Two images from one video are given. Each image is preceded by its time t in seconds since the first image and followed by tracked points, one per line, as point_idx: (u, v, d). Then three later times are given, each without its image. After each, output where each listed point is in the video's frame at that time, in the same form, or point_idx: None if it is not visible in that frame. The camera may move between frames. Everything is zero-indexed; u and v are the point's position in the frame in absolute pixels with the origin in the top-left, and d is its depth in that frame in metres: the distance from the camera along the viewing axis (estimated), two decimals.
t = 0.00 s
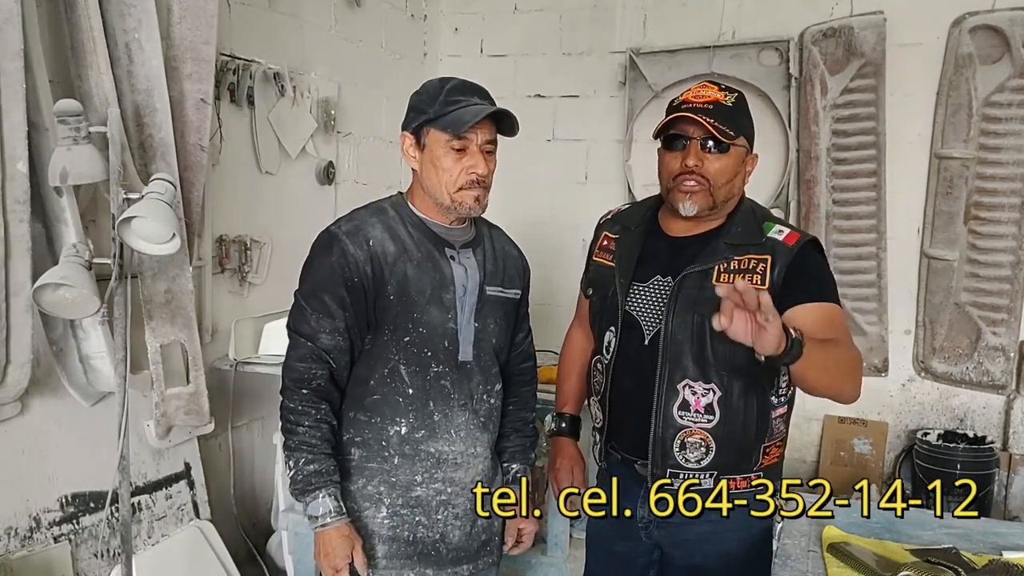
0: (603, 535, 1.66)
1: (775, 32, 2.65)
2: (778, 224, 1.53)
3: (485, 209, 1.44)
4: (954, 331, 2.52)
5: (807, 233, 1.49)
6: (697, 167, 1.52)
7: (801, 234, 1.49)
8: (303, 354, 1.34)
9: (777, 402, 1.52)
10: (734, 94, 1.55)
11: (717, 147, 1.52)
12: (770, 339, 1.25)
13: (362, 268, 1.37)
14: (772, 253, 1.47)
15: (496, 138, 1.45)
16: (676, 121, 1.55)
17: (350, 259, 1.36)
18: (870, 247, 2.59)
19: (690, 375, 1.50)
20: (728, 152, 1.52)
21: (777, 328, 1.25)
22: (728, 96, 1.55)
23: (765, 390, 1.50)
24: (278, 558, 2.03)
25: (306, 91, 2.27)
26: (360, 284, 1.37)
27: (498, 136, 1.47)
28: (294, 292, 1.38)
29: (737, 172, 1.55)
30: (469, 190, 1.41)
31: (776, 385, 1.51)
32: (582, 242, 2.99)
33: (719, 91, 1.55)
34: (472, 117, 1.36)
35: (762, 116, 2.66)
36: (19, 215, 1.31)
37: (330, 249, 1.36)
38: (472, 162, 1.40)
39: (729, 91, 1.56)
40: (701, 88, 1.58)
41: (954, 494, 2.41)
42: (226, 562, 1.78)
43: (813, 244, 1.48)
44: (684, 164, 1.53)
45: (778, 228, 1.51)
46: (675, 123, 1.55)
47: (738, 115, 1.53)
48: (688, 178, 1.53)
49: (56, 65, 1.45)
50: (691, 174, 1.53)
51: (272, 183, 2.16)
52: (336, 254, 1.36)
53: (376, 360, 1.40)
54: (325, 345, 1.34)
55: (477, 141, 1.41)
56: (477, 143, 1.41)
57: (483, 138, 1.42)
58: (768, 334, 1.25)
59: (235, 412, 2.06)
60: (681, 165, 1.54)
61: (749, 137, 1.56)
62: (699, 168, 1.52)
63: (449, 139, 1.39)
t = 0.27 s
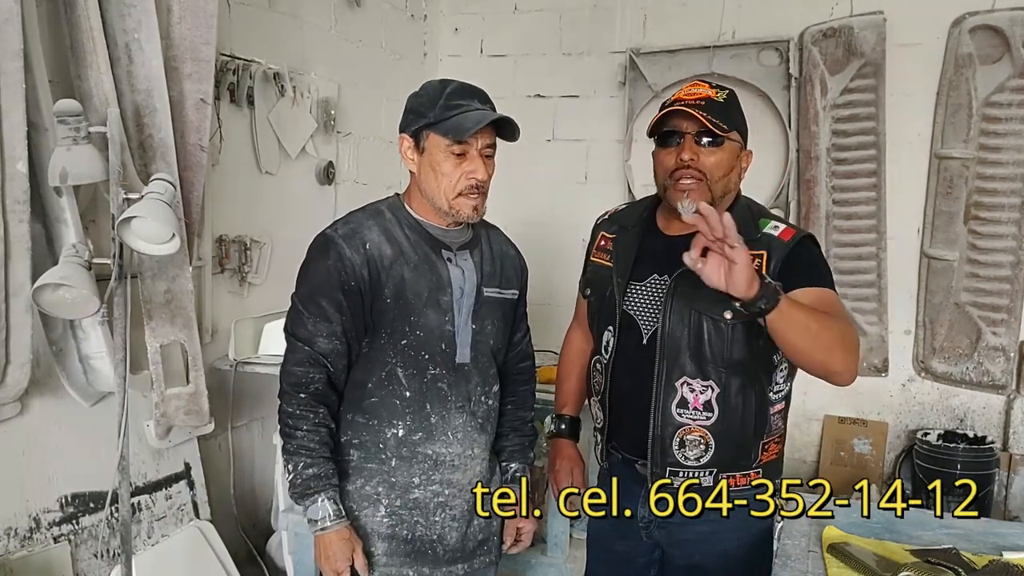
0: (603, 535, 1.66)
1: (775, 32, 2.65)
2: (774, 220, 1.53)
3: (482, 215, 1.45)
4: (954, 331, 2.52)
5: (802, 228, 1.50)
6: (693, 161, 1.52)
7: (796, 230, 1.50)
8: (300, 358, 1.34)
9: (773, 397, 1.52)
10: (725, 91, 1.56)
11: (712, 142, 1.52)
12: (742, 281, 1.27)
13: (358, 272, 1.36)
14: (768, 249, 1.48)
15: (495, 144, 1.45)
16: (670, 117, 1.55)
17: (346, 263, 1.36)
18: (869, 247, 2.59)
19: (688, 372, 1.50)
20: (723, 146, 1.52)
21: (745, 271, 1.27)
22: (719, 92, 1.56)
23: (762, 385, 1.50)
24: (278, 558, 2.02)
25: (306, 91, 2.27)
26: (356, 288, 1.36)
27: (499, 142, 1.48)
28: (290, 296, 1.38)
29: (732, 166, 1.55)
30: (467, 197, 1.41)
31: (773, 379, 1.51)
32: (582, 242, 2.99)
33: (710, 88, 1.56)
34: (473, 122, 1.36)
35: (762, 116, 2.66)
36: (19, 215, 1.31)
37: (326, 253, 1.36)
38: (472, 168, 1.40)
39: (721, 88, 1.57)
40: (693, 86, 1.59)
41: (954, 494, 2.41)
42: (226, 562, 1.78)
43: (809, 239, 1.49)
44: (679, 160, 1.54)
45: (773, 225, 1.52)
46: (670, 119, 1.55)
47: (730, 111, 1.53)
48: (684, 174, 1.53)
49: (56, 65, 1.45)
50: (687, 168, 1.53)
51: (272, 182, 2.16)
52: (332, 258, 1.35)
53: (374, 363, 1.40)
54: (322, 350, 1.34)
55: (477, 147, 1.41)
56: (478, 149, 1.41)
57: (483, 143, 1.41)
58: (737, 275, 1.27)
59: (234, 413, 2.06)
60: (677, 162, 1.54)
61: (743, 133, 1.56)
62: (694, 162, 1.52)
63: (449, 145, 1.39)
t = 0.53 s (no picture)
0: (603, 534, 1.66)
1: (775, 31, 2.65)
2: (768, 221, 1.53)
3: (473, 212, 1.44)
4: (954, 331, 2.52)
5: (798, 227, 1.50)
6: (685, 164, 1.53)
7: (791, 229, 1.49)
8: (289, 363, 1.33)
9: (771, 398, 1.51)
10: (713, 92, 1.57)
11: (703, 143, 1.52)
12: (707, 306, 1.25)
13: (347, 273, 1.35)
14: (761, 250, 1.48)
15: (484, 139, 1.45)
16: (659, 122, 1.56)
17: (334, 264, 1.34)
18: (870, 247, 2.58)
19: (685, 375, 1.50)
20: (714, 148, 1.53)
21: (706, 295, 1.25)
22: (707, 94, 1.56)
23: (760, 386, 1.49)
24: (278, 558, 1.99)
25: (305, 91, 2.27)
26: (345, 289, 1.35)
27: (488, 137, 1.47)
28: (278, 298, 1.37)
29: (725, 166, 1.55)
30: (457, 193, 1.41)
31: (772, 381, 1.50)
32: (582, 242, 2.99)
33: (698, 90, 1.57)
34: (465, 118, 1.35)
35: (762, 116, 2.65)
36: (18, 215, 1.31)
37: (314, 254, 1.34)
38: (462, 165, 1.39)
39: (708, 90, 1.57)
40: (680, 89, 1.59)
41: (954, 494, 2.41)
42: (226, 562, 1.77)
43: (804, 238, 1.48)
44: (671, 163, 1.54)
45: (768, 225, 1.52)
46: (659, 124, 1.56)
47: (717, 111, 1.54)
48: (676, 176, 1.53)
49: (56, 65, 1.45)
50: (680, 171, 1.53)
51: (272, 183, 2.16)
52: (320, 259, 1.34)
53: (365, 367, 1.39)
54: (311, 353, 1.33)
55: (466, 142, 1.40)
56: (467, 145, 1.41)
57: (472, 138, 1.41)
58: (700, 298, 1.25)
59: (234, 413, 2.05)
60: (668, 165, 1.55)
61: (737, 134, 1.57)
62: (686, 165, 1.53)
63: (438, 140, 1.38)
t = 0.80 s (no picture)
0: (603, 534, 1.66)
1: (775, 31, 2.65)
2: (771, 224, 1.53)
3: (463, 210, 1.44)
4: (954, 331, 2.52)
5: (800, 231, 1.50)
6: (660, 174, 1.52)
7: (794, 233, 1.49)
8: (278, 369, 1.31)
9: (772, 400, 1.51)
10: (706, 98, 1.53)
11: (681, 154, 1.51)
12: (706, 355, 1.30)
13: (337, 275, 1.34)
14: (764, 254, 1.48)
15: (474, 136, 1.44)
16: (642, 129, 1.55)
17: (323, 265, 1.33)
18: (870, 247, 2.58)
19: (687, 378, 1.49)
20: (695, 158, 1.50)
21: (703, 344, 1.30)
22: (699, 100, 1.53)
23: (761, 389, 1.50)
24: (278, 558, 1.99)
25: (305, 91, 2.27)
26: (335, 292, 1.34)
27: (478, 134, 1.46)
28: (262, 300, 1.34)
29: (709, 175, 1.52)
30: (448, 192, 1.40)
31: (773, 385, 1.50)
32: (582, 242, 2.99)
33: (691, 95, 1.54)
34: (457, 117, 1.33)
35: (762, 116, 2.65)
36: (18, 216, 1.31)
37: (301, 255, 1.32)
38: (452, 164, 1.39)
39: (703, 94, 1.54)
40: (676, 94, 1.57)
41: (954, 494, 2.40)
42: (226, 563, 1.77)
43: (808, 242, 1.49)
44: (648, 171, 1.54)
45: (770, 228, 1.52)
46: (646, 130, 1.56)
47: (712, 118, 1.51)
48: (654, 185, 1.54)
49: (55, 65, 1.45)
50: (656, 180, 1.53)
51: (272, 183, 2.16)
52: (308, 261, 1.32)
53: (355, 371, 1.38)
54: (302, 358, 1.31)
55: (456, 141, 1.39)
56: (457, 143, 1.39)
57: (462, 137, 1.40)
58: (700, 354, 1.30)
59: (235, 413, 2.04)
60: (651, 171, 1.55)
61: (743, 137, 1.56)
62: (664, 175, 1.52)
63: (428, 140, 1.36)
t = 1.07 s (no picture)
0: (602, 534, 1.66)
1: (775, 31, 2.65)
2: (780, 227, 1.53)
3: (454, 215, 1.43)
4: (954, 331, 2.52)
5: (808, 236, 1.50)
6: (666, 170, 1.53)
7: (802, 238, 1.49)
8: (257, 381, 1.29)
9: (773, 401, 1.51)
10: (728, 103, 1.51)
11: (687, 153, 1.50)
12: (748, 292, 1.26)
13: (320, 286, 1.32)
14: (771, 256, 1.47)
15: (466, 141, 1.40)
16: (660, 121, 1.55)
17: (306, 274, 1.31)
18: (870, 247, 2.58)
19: (688, 375, 1.49)
20: (701, 161, 1.50)
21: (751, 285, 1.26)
22: (719, 102, 1.51)
23: (762, 390, 1.49)
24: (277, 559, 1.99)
25: (305, 91, 2.27)
26: (318, 303, 1.32)
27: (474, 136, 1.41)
28: (240, 310, 1.31)
29: (711, 180, 1.51)
30: (441, 198, 1.38)
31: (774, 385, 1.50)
32: (582, 242, 2.98)
33: (712, 96, 1.52)
34: (456, 122, 1.31)
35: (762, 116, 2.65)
36: (17, 216, 1.31)
37: (283, 264, 1.30)
38: (446, 170, 1.37)
39: (725, 98, 1.52)
40: (699, 91, 1.56)
41: (954, 494, 2.41)
42: (226, 563, 1.76)
43: (815, 249, 1.49)
44: (655, 166, 1.55)
45: (779, 232, 1.51)
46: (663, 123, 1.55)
47: (729, 121, 1.50)
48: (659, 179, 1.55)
49: (55, 65, 1.45)
50: (661, 175, 1.54)
51: (272, 183, 2.16)
52: (291, 270, 1.30)
53: (336, 383, 1.37)
54: (281, 370, 1.29)
55: (450, 146, 1.37)
56: (451, 148, 1.37)
57: (457, 142, 1.37)
58: (743, 289, 1.26)
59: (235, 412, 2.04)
60: (656, 165, 1.55)
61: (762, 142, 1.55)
62: (670, 172, 1.53)
63: (422, 145, 1.34)
